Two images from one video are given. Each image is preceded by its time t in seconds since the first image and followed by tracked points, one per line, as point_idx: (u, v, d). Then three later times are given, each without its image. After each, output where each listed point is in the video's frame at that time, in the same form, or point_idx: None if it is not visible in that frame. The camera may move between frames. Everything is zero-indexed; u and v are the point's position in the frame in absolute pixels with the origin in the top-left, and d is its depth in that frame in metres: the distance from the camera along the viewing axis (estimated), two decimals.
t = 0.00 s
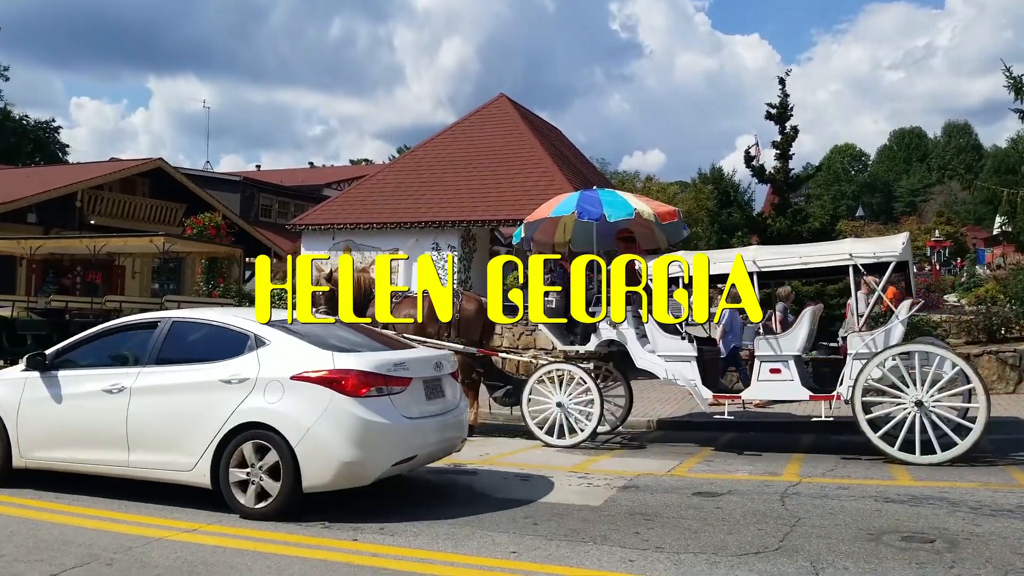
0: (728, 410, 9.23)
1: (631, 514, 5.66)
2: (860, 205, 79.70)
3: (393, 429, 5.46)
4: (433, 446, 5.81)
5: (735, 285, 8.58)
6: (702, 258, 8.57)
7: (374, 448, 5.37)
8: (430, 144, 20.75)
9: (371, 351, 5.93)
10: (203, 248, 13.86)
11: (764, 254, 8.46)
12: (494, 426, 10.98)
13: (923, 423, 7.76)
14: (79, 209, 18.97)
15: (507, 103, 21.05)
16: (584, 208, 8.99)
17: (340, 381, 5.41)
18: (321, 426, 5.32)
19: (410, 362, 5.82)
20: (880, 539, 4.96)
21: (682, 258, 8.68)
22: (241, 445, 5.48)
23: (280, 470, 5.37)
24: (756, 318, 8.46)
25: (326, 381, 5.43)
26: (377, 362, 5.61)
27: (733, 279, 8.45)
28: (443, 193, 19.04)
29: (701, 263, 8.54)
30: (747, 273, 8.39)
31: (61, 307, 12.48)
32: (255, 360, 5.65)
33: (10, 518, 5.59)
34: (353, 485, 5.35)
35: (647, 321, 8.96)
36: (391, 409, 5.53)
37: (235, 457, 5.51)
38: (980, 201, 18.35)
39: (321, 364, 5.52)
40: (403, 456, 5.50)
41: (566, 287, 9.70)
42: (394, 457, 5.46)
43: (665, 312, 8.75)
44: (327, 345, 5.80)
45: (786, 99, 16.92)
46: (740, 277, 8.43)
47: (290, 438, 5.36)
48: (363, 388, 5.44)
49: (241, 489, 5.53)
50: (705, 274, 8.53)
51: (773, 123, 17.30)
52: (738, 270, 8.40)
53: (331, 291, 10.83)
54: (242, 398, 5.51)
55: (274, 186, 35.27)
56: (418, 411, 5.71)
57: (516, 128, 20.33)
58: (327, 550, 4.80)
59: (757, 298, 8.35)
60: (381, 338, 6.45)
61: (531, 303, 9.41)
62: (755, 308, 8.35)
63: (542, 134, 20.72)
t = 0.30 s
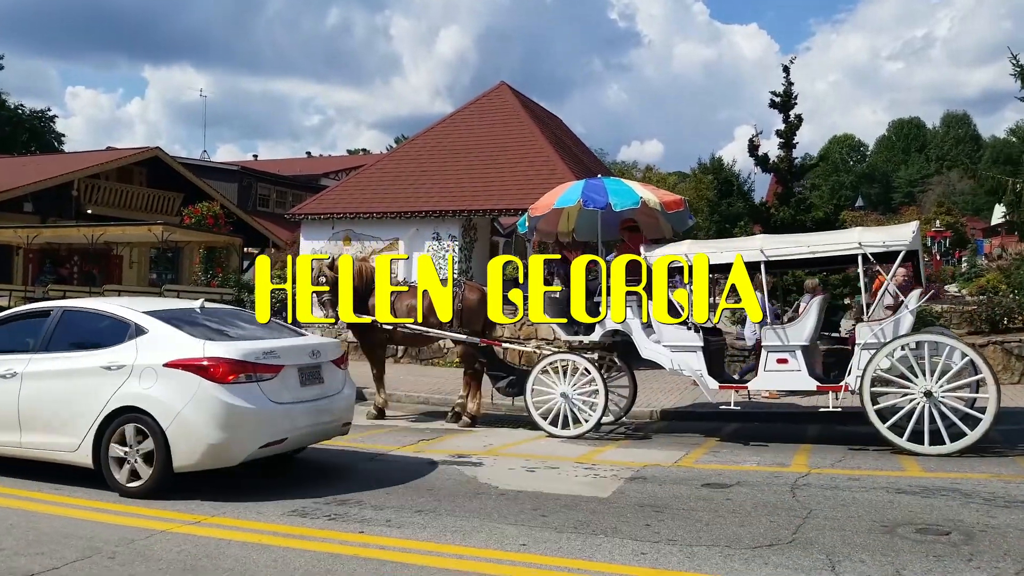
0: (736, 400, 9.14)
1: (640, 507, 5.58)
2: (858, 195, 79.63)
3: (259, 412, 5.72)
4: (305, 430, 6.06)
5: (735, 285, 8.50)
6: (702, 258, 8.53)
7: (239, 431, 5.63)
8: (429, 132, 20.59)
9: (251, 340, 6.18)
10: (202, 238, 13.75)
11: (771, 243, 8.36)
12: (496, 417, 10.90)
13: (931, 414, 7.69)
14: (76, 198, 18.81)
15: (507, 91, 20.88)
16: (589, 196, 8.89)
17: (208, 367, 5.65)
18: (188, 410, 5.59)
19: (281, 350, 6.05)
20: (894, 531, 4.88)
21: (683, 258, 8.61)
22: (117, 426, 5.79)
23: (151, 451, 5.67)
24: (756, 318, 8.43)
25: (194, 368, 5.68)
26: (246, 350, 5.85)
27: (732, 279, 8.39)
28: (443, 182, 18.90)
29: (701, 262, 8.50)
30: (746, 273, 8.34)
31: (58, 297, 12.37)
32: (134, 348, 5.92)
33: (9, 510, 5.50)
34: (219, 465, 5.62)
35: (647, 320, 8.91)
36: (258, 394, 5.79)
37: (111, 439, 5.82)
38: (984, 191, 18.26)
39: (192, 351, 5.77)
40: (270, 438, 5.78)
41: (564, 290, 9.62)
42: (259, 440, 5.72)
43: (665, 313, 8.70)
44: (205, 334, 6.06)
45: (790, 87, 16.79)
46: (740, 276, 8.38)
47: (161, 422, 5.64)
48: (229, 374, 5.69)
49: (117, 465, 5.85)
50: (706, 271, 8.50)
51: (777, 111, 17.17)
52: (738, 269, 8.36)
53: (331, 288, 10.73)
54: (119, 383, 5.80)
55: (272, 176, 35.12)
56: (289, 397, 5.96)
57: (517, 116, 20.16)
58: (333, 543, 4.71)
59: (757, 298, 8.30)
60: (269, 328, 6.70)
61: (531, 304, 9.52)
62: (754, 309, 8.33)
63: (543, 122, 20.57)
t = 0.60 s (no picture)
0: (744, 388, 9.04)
1: (652, 499, 5.48)
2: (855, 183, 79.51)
3: (141, 396, 6.09)
4: (192, 412, 6.42)
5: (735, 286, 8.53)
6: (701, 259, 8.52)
7: (119, 414, 6.00)
8: (428, 119, 20.36)
9: (140, 328, 6.56)
10: (198, 225, 13.57)
11: (781, 230, 8.25)
12: (499, 407, 10.80)
13: (943, 403, 7.58)
14: (68, 185, 18.58)
15: (508, 77, 20.65)
16: (596, 182, 8.76)
17: (90, 354, 6.04)
18: (72, 394, 5.98)
19: (166, 336, 6.40)
20: (913, 524, 4.78)
21: (683, 258, 8.58)
22: (8, 408, 6.21)
23: (39, 432, 6.07)
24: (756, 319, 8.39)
25: (78, 354, 6.07)
26: (129, 337, 6.21)
27: (732, 279, 8.36)
28: (443, 170, 18.72)
29: (701, 263, 8.48)
30: (746, 273, 8.31)
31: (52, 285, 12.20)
32: (25, 335, 6.34)
33: (5, 506, 5.37)
34: (101, 447, 6.01)
35: (647, 321, 8.80)
36: (140, 379, 6.15)
37: (4, 419, 6.24)
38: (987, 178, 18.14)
39: (76, 338, 6.16)
40: (153, 420, 6.14)
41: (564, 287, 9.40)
42: (141, 422, 6.08)
43: (665, 312, 8.61)
44: (93, 321, 6.45)
45: (793, 73, 16.64)
46: (739, 276, 8.37)
47: (48, 406, 6.04)
48: (109, 360, 6.06)
49: (8, 443, 6.27)
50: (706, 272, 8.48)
51: (780, 98, 17.02)
52: (738, 269, 8.34)
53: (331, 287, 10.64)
54: (9, 368, 6.22)
55: (267, 163, 34.87)
56: (173, 381, 6.33)
57: (517, 103, 19.95)
58: (341, 539, 4.60)
59: (756, 297, 8.29)
60: (167, 315, 7.10)
61: (531, 303, 9.47)
62: (754, 309, 8.26)
63: (543, 109, 20.37)
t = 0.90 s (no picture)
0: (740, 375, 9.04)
1: (655, 488, 5.42)
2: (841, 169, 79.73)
3: (18, 379, 6.34)
4: (72, 394, 6.67)
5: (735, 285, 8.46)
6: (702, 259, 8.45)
7: None
8: (418, 103, 20.14)
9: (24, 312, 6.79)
10: (184, 211, 13.36)
11: (781, 217, 8.21)
12: (493, 395, 10.71)
13: (941, 389, 7.52)
14: (48, 168, 18.22)
15: (500, 60, 20.45)
16: (595, 167, 8.73)
17: None
18: None
19: (47, 321, 6.64)
20: (920, 512, 4.72)
21: (684, 258, 8.50)
22: None
23: None
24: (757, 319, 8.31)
25: None
26: (8, 321, 6.45)
27: (733, 279, 8.30)
28: (434, 155, 18.55)
29: (701, 263, 8.41)
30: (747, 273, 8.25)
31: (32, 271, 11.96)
32: None
33: None
34: None
35: (647, 321, 8.74)
36: (19, 362, 6.41)
37: None
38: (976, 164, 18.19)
39: None
40: (32, 403, 6.39)
41: (564, 285, 9.38)
42: (18, 405, 6.33)
43: (665, 312, 8.57)
44: None
45: (788, 58, 16.55)
46: (740, 276, 8.30)
47: None
48: None
49: None
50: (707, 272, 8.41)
51: (774, 83, 16.94)
52: (738, 270, 8.28)
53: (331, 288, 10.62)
54: None
55: (252, 147, 34.48)
56: (53, 364, 6.58)
57: (509, 87, 19.77)
58: (339, 533, 4.48)
59: (757, 299, 8.23)
60: (55, 298, 7.35)
61: (531, 304, 9.38)
62: (755, 309, 8.22)
63: (536, 93, 20.20)
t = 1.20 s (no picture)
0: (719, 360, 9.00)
1: (641, 477, 5.33)
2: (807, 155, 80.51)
3: None
4: None
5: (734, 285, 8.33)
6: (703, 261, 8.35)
7: None
8: (390, 83, 19.76)
9: None
10: (149, 192, 12.95)
11: (761, 201, 8.15)
12: (469, 382, 10.58)
13: (919, 375, 7.54)
14: (4, 148, 17.57)
15: (473, 41, 20.14)
16: (574, 151, 8.60)
17: None
18: None
19: None
20: (909, 499, 4.67)
21: (684, 260, 8.47)
22: None
23: None
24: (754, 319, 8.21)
25: None
26: None
27: (732, 280, 8.16)
28: (407, 137, 18.24)
29: (701, 263, 8.33)
30: (746, 273, 8.14)
31: None
32: None
33: None
34: None
35: (647, 321, 8.63)
36: None
37: None
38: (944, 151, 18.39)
39: None
40: None
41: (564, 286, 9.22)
42: None
43: (665, 314, 8.48)
44: None
45: (763, 43, 16.51)
46: (739, 276, 8.17)
47: None
48: None
49: None
50: (706, 273, 8.34)
51: (749, 68, 16.90)
52: (738, 270, 8.16)
53: (331, 287, 10.56)
54: None
55: (216, 128, 33.72)
56: None
57: (483, 68, 19.50)
58: (318, 529, 4.30)
59: (756, 298, 8.15)
60: None
61: (531, 304, 8.96)
62: (754, 308, 8.14)
63: (510, 75, 19.94)
